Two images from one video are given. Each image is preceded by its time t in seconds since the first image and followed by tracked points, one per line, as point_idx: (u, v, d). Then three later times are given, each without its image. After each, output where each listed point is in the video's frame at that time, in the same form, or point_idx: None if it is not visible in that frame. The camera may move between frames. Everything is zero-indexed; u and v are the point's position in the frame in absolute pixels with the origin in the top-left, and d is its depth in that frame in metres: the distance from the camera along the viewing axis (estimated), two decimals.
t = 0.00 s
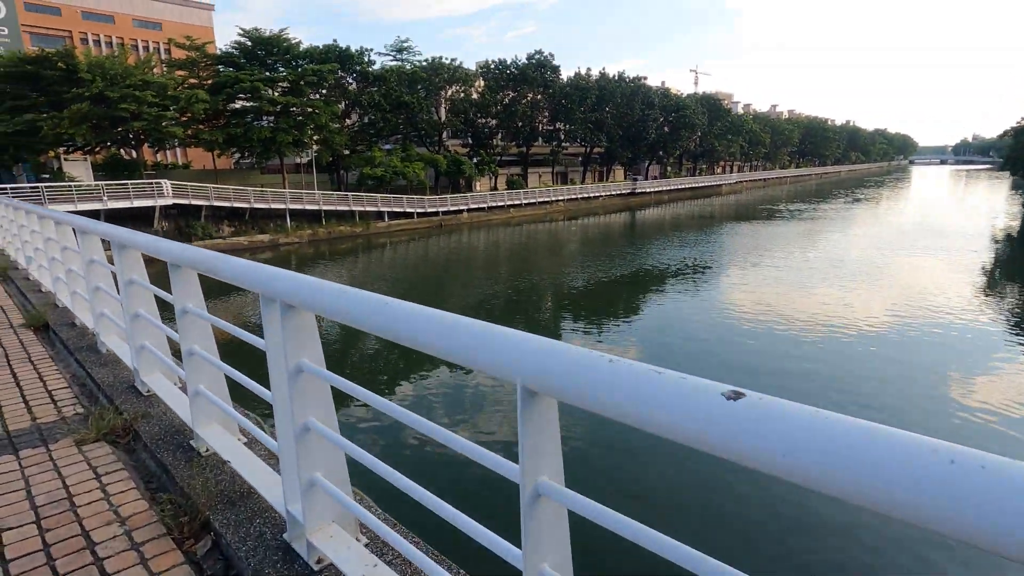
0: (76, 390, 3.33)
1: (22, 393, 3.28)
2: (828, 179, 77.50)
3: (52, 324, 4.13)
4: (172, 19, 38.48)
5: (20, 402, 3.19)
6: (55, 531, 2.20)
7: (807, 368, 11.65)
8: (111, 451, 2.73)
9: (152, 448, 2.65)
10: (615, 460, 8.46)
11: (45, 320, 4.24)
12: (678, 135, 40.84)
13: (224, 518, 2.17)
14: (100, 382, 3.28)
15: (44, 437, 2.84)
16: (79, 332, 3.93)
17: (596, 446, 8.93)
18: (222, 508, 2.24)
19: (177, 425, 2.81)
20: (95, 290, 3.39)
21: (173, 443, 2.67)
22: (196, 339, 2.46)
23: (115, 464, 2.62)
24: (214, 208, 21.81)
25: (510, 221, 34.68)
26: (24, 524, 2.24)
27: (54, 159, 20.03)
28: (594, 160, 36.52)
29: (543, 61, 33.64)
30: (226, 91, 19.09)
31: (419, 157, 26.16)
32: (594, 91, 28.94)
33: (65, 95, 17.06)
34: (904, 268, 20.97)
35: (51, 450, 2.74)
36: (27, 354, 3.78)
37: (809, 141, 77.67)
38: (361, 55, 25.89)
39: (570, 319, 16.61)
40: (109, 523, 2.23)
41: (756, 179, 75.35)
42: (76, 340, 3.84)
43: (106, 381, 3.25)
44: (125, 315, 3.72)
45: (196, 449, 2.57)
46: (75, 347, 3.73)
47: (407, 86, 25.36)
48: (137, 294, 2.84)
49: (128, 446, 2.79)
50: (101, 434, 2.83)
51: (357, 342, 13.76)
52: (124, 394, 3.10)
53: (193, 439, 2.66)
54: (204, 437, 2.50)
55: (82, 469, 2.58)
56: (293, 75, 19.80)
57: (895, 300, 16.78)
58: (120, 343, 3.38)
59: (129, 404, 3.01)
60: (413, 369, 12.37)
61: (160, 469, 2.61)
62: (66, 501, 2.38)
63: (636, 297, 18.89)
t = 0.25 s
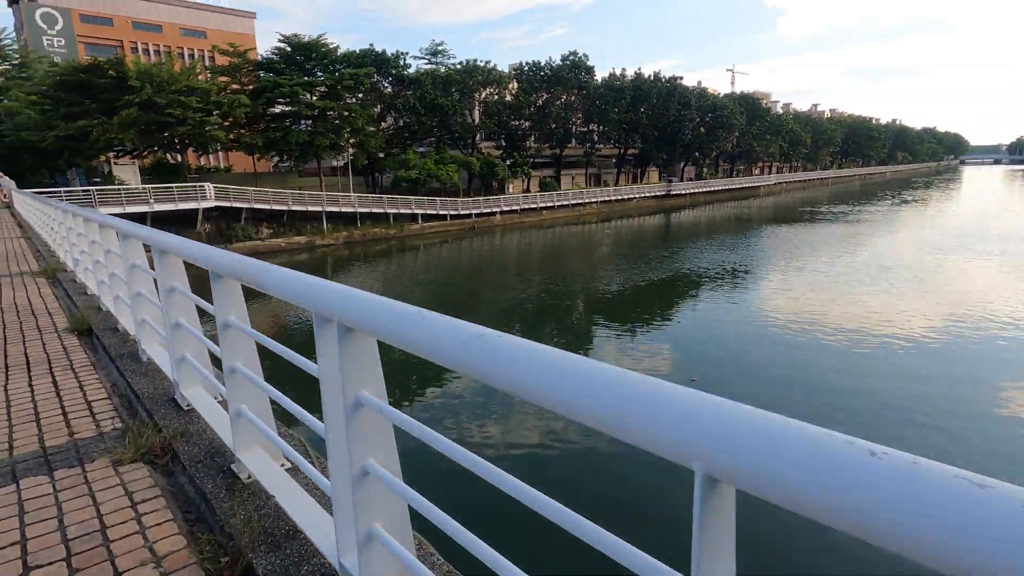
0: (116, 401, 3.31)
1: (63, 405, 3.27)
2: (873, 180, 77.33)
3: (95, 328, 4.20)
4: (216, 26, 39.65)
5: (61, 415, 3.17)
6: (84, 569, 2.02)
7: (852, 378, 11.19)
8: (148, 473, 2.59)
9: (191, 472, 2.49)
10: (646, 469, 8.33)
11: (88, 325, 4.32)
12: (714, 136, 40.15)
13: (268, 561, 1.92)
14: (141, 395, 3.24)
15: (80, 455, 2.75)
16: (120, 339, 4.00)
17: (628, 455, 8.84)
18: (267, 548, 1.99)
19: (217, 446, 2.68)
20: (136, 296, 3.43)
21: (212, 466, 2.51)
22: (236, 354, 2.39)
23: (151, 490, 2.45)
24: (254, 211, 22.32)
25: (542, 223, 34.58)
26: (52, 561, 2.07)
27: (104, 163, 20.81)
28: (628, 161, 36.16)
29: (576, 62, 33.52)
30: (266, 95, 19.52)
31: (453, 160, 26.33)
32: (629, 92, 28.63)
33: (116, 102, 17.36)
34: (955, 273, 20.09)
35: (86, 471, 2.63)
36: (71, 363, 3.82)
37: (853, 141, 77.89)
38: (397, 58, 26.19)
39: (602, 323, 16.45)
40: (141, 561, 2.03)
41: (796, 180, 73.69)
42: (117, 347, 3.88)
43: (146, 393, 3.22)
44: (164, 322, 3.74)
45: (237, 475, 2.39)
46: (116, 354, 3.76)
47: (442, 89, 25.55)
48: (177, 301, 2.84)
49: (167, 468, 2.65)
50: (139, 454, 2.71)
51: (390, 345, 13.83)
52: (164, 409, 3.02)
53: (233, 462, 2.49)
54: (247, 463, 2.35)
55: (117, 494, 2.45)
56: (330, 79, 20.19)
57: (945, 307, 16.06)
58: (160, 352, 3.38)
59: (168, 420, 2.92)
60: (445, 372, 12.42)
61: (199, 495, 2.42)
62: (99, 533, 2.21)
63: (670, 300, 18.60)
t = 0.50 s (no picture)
0: (157, 413, 3.34)
1: (108, 417, 3.32)
2: (916, 178, 77.49)
3: (138, 335, 4.31)
4: (255, 32, 40.62)
5: (105, 429, 3.20)
6: None
7: (893, 389, 10.78)
8: (189, 495, 2.57)
9: (234, 497, 2.43)
10: (676, 477, 8.23)
11: (131, 331, 4.43)
12: (749, 135, 39.34)
13: None
14: (183, 408, 3.26)
15: (121, 474, 2.75)
16: (161, 345, 4.11)
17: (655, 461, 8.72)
18: None
19: (260, 467, 2.63)
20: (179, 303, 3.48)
21: (257, 491, 2.46)
22: (283, 375, 2.33)
23: (194, 517, 2.41)
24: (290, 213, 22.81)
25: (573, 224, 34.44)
26: None
27: (149, 167, 21.56)
28: (660, 162, 35.71)
29: (609, 62, 33.25)
30: (301, 99, 19.87)
31: (484, 162, 26.41)
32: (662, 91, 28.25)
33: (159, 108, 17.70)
34: (1005, 278, 19.20)
35: (127, 492, 2.63)
36: (116, 371, 3.91)
37: (896, 139, 77.68)
38: (429, 61, 26.41)
39: (633, 326, 16.29)
40: None
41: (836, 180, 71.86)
42: (159, 354, 3.96)
43: (187, 406, 3.24)
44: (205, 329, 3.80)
45: (283, 504, 2.32)
46: (158, 363, 3.83)
47: (473, 91, 25.66)
48: (219, 312, 2.87)
49: (208, 489, 2.62)
50: (180, 474, 2.69)
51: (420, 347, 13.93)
52: (206, 425, 3.01)
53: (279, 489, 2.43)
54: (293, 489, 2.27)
55: (158, 518, 2.42)
56: (364, 83, 20.49)
57: (994, 313, 15.35)
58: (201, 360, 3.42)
59: (211, 438, 2.91)
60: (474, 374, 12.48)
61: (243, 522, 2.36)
62: (139, 563, 2.16)
63: (703, 303, 18.29)
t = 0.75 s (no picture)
0: (196, 431, 3.07)
1: (145, 435, 3.05)
2: (968, 178, 77.31)
3: (178, 343, 4.18)
4: (293, 39, 41.51)
5: (141, 448, 2.93)
6: None
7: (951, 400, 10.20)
8: (229, 531, 2.23)
9: (279, 536, 2.07)
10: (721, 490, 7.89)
11: (172, 339, 4.32)
12: (789, 134, 38.31)
13: None
14: (224, 428, 2.93)
15: (156, 505, 2.43)
16: (202, 356, 3.91)
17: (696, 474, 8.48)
18: None
19: (307, 501, 2.25)
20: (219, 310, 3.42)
21: (303, 530, 2.09)
22: (335, 398, 1.97)
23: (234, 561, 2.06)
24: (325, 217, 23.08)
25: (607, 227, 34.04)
26: None
27: (192, 174, 22.13)
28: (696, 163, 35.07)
29: (644, 62, 32.83)
30: (338, 105, 20.15)
31: (517, 165, 26.40)
32: (698, 91, 27.78)
33: (203, 115, 18.28)
34: None
35: (161, 527, 2.30)
36: (155, 386, 3.67)
37: (945, 137, 76.27)
38: (463, 65, 26.54)
39: (668, 330, 15.97)
40: None
41: (878, 180, 69.81)
42: (200, 365, 3.79)
43: (228, 425, 2.94)
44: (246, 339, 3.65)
45: (334, 550, 1.94)
46: (199, 374, 3.64)
47: (507, 94, 25.68)
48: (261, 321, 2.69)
49: (250, 524, 2.28)
50: (220, 506, 2.36)
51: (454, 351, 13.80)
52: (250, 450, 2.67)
53: (328, 528, 2.05)
54: (343, 533, 1.89)
55: (195, 561, 2.07)
56: (399, 88, 20.68)
57: None
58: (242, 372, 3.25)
59: (253, 463, 2.56)
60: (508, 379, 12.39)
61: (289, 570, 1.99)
62: None
63: (742, 308, 17.80)
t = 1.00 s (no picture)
0: (238, 445, 2.97)
1: (185, 449, 2.97)
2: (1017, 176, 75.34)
3: (218, 349, 4.17)
4: (325, 43, 42.18)
5: (182, 464, 2.83)
6: None
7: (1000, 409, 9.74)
8: (276, 562, 2.07)
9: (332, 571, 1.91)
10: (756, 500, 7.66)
11: (211, 344, 4.31)
12: (825, 132, 37.36)
13: None
14: (267, 443, 2.82)
15: (198, 530, 2.30)
16: (241, 363, 3.87)
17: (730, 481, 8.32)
18: None
19: (358, 530, 2.09)
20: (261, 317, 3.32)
21: (358, 564, 1.92)
22: (395, 423, 1.79)
23: None
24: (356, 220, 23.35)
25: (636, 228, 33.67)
26: None
27: (227, 178, 22.65)
28: (728, 162, 34.44)
29: (674, 61, 32.41)
30: (368, 109, 20.38)
31: (546, 166, 26.32)
32: (731, 89, 27.29)
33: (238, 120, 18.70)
34: None
35: (205, 555, 2.16)
36: (194, 396, 3.60)
37: (987, 134, 76.86)
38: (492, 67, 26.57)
39: (699, 333, 15.71)
40: None
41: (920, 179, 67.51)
42: (240, 373, 3.72)
43: (271, 440, 2.82)
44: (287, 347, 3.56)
45: None
46: (239, 383, 3.56)
47: (535, 95, 25.64)
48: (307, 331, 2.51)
49: (296, 554, 2.12)
50: (265, 533, 2.21)
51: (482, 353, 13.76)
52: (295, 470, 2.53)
53: (384, 562, 1.90)
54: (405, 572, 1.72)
55: None
56: (428, 91, 20.82)
57: None
58: (284, 381, 3.16)
59: (299, 484, 2.42)
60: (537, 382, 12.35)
61: None
62: None
63: (776, 311, 17.41)
